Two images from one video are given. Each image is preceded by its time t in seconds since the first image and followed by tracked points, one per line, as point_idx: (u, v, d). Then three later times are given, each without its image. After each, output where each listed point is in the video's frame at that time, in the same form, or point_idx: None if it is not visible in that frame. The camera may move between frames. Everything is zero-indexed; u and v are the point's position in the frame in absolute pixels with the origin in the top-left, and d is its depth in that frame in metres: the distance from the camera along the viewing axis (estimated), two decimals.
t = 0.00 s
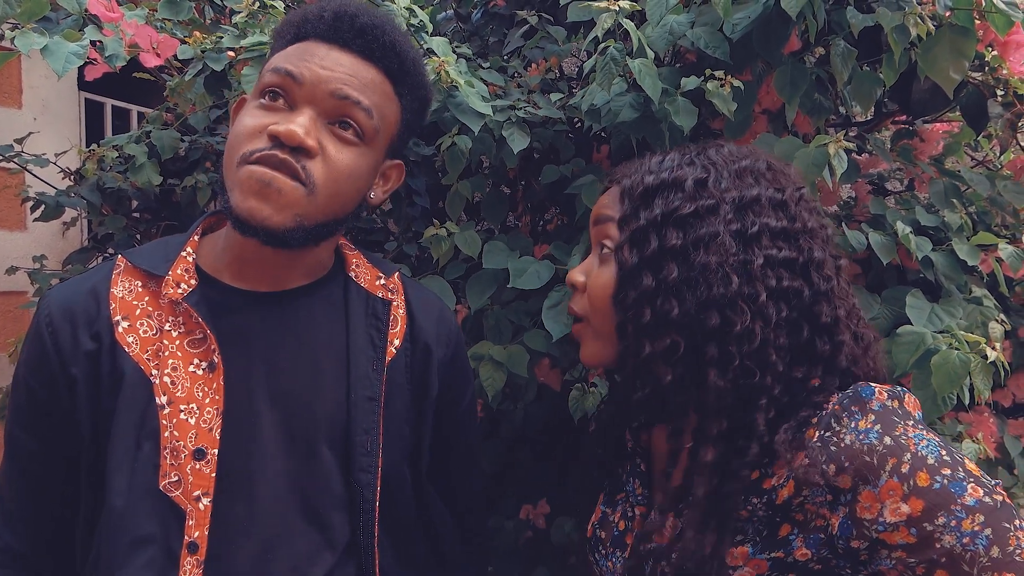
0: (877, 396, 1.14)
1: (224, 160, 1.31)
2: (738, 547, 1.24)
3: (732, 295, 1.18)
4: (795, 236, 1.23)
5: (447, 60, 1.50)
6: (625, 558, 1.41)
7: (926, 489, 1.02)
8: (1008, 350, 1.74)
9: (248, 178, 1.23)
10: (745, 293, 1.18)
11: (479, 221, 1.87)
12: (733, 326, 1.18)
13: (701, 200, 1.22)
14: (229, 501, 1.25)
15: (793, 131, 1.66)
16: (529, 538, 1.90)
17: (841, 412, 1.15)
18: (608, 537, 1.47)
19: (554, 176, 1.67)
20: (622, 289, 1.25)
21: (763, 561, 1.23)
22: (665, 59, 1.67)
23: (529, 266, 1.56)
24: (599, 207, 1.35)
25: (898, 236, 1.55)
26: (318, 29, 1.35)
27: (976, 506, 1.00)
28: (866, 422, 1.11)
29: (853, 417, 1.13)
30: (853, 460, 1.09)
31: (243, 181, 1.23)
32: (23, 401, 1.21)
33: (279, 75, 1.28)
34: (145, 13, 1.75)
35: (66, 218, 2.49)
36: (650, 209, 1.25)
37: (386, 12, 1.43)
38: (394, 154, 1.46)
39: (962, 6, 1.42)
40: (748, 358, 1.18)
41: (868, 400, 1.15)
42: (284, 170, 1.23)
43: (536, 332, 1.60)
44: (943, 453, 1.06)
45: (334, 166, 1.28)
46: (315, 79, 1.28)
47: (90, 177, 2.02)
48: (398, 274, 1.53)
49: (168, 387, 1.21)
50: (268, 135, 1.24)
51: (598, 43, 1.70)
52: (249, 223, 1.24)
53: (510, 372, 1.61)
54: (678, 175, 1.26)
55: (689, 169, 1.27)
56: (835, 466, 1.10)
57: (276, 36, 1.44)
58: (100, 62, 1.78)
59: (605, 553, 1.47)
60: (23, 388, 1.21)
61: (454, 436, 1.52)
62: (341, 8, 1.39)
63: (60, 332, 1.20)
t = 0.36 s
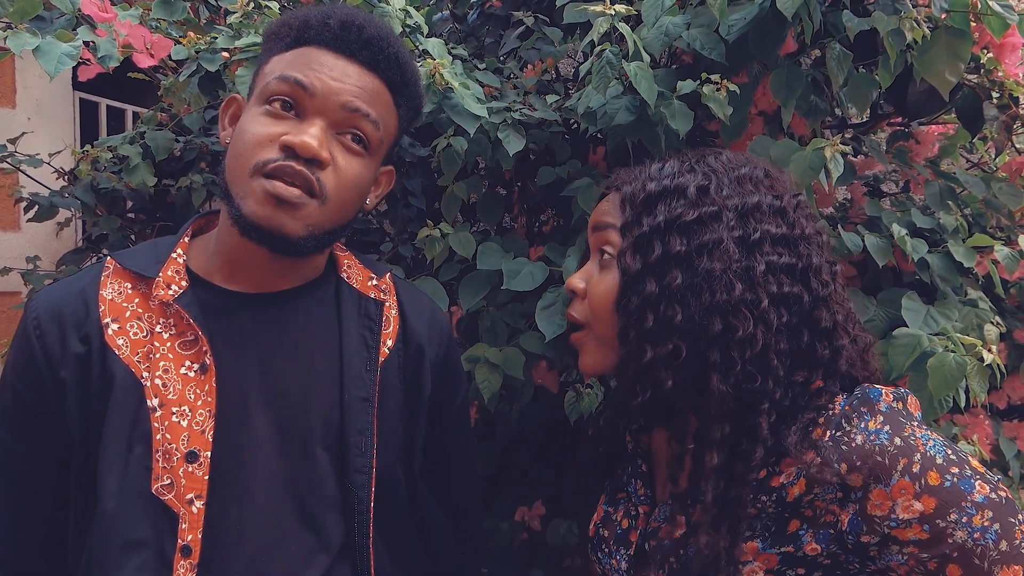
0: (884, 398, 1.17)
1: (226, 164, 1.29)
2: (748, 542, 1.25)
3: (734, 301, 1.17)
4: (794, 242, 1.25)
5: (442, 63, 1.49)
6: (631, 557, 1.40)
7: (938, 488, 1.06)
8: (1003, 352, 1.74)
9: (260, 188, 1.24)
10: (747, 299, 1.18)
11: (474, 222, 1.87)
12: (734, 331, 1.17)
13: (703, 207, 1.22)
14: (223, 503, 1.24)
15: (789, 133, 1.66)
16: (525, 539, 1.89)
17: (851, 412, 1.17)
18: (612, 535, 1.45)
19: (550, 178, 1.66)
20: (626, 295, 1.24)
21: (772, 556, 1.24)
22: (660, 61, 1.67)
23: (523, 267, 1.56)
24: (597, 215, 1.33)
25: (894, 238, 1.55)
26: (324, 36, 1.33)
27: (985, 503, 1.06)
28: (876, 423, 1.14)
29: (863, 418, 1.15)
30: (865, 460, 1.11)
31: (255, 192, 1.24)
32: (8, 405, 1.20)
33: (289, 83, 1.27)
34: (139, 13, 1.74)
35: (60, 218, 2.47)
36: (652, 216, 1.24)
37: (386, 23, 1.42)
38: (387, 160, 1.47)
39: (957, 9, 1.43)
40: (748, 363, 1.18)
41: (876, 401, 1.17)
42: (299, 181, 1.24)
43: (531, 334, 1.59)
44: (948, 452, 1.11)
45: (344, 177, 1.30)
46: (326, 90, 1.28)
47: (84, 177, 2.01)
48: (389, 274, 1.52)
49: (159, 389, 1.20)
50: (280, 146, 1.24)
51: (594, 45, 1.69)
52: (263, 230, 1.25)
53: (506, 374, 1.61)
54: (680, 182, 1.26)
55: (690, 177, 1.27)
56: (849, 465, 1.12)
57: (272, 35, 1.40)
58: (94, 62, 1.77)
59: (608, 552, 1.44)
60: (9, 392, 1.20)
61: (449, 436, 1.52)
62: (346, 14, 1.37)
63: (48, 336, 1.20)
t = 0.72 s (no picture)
0: (890, 386, 1.12)
1: (248, 170, 1.28)
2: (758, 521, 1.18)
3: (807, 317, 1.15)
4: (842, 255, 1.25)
5: (441, 59, 1.49)
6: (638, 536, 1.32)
7: (930, 465, 1.01)
8: (1001, 352, 1.74)
9: (293, 200, 1.26)
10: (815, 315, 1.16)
11: (472, 221, 1.87)
12: (813, 346, 1.16)
13: (777, 221, 1.18)
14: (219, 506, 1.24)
15: (787, 133, 1.66)
16: (522, 539, 1.89)
17: (856, 393, 1.14)
18: (616, 517, 1.38)
19: (548, 177, 1.65)
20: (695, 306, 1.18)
21: (775, 532, 1.15)
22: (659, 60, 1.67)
23: (514, 265, 1.55)
24: (643, 217, 1.23)
25: (893, 239, 1.54)
26: (348, 50, 1.33)
27: (972, 489, 0.99)
28: (878, 404, 1.10)
29: (866, 399, 1.11)
30: (864, 433, 1.07)
31: (289, 204, 1.25)
32: None
33: (319, 96, 1.28)
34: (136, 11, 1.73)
35: (56, 217, 2.46)
36: (727, 228, 1.17)
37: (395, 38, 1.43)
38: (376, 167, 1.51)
39: (956, 8, 1.45)
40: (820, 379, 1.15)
41: (881, 387, 1.13)
42: (334, 197, 1.28)
43: (529, 333, 1.59)
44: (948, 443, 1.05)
45: (367, 192, 1.35)
46: (356, 107, 1.30)
47: (80, 176, 2.00)
48: (378, 272, 1.54)
49: (152, 391, 1.20)
50: (315, 161, 1.26)
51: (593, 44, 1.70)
52: (300, 240, 1.28)
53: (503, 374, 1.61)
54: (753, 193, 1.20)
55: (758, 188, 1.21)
56: (850, 437, 1.08)
57: (282, 38, 1.37)
58: (90, 59, 1.76)
59: (613, 534, 1.37)
60: None
61: (440, 435, 1.52)
62: (366, 29, 1.38)
63: (32, 338, 1.19)
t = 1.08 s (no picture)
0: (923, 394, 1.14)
1: (255, 169, 1.27)
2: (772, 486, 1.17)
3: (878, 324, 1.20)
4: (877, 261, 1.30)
5: (441, 59, 1.49)
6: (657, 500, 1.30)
7: (895, 427, 1.04)
8: (1000, 350, 1.73)
9: (304, 203, 1.26)
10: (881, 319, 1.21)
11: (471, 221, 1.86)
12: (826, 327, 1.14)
13: (850, 229, 1.21)
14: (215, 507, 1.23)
15: (786, 131, 1.65)
16: (522, 539, 1.89)
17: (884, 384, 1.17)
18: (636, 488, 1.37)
19: (548, 176, 1.65)
20: (807, 315, 1.13)
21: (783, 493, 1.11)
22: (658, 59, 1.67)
23: (509, 268, 1.55)
24: (734, 231, 1.13)
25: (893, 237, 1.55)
26: (353, 55, 1.35)
27: (903, 456, 1.00)
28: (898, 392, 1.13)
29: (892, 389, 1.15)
30: (869, 402, 1.11)
31: (301, 207, 1.26)
32: None
33: (330, 100, 1.28)
34: (134, 11, 1.73)
35: (54, 218, 2.46)
36: (818, 238, 1.15)
37: (395, 44, 1.46)
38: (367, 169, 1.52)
39: (955, 6, 1.44)
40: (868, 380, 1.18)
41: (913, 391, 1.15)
42: (344, 201, 1.29)
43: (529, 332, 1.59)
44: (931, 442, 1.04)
45: (371, 196, 1.36)
46: (365, 112, 1.32)
47: (79, 176, 1.99)
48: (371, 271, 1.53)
49: (145, 393, 1.20)
50: (325, 164, 1.26)
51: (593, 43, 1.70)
52: (309, 241, 1.28)
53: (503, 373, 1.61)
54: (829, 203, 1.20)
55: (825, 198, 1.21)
56: (855, 401, 1.12)
57: (285, 38, 1.37)
58: (89, 59, 1.76)
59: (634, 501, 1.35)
60: None
61: (434, 436, 1.53)
62: (369, 36, 1.39)
63: (24, 342, 1.18)
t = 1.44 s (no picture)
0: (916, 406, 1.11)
1: (260, 175, 1.28)
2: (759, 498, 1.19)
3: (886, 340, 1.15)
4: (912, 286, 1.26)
5: (440, 60, 1.50)
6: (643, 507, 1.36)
7: (875, 444, 1.01)
8: (997, 349, 1.74)
9: (309, 210, 1.27)
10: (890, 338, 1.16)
11: (470, 221, 1.87)
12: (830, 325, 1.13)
13: (867, 241, 1.18)
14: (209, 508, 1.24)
15: (783, 131, 1.66)
16: (521, 538, 1.90)
17: (874, 395, 1.14)
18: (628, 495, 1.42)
19: (546, 176, 1.65)
20: (786, 310, 1.11)
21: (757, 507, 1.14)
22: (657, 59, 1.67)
23: (519, 267, 1.55)
24: (742, 214, 1.15)
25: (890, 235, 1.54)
26: (356, 63, 1.35)
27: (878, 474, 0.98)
28: (889, 405, 1.10)
29: (880, 401, 1.12)
30: (852, 418, 1.09)
31: (306, 214, 1.27)
32: None
33: (336, 108, 1.29)
34: (133, 11, 1.73)
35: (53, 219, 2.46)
36: (824, 239, 1.14)
37: (397, 55, 1.47)
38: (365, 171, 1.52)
39: (951, 6, 1.44)
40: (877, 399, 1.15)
41: (906, 402, 1.11)
42: (349, 208, 1.30)
43: (528, 332, 1.59)
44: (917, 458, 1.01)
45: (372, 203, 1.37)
46: (368, 120, 1.32)
47: (77, 177, 2.00)
48: (366, 273, 1.53)
49: (140, 394, 1.20)
50: (331, 173, 1.27)
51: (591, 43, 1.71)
52: (313, 246, 1.29)
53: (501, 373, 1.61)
54: (845, 211, 1.18)
55: (852, 209, 1.20)
56: (840, 417, 1.10)
57: (289, 43, 1.37)
58: (88, 60, 1.76)
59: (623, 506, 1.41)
60: None
61: (429, 435, 1.53)
62: (371, 43, 1.40)
63: (20, 344, 1.19)
